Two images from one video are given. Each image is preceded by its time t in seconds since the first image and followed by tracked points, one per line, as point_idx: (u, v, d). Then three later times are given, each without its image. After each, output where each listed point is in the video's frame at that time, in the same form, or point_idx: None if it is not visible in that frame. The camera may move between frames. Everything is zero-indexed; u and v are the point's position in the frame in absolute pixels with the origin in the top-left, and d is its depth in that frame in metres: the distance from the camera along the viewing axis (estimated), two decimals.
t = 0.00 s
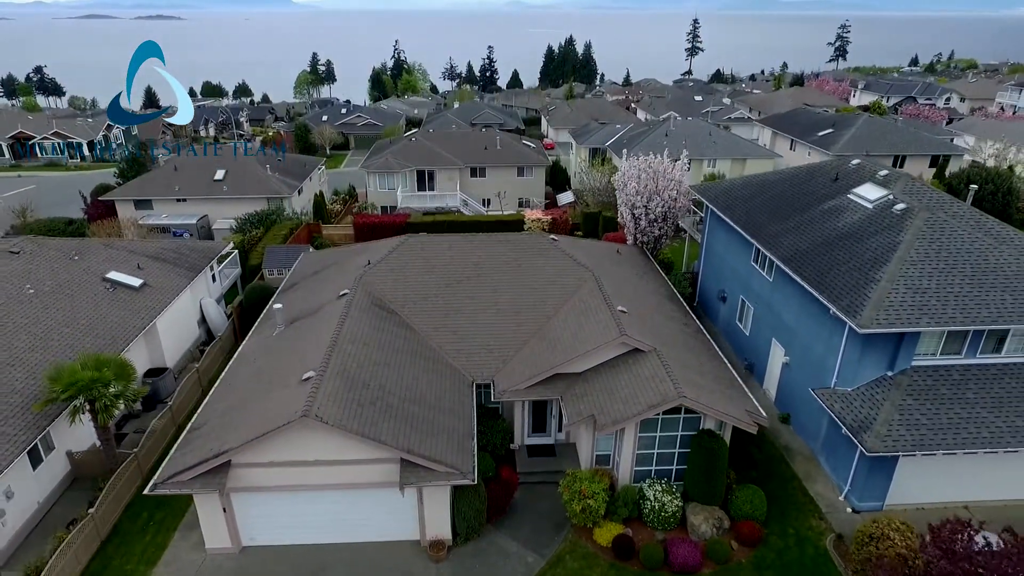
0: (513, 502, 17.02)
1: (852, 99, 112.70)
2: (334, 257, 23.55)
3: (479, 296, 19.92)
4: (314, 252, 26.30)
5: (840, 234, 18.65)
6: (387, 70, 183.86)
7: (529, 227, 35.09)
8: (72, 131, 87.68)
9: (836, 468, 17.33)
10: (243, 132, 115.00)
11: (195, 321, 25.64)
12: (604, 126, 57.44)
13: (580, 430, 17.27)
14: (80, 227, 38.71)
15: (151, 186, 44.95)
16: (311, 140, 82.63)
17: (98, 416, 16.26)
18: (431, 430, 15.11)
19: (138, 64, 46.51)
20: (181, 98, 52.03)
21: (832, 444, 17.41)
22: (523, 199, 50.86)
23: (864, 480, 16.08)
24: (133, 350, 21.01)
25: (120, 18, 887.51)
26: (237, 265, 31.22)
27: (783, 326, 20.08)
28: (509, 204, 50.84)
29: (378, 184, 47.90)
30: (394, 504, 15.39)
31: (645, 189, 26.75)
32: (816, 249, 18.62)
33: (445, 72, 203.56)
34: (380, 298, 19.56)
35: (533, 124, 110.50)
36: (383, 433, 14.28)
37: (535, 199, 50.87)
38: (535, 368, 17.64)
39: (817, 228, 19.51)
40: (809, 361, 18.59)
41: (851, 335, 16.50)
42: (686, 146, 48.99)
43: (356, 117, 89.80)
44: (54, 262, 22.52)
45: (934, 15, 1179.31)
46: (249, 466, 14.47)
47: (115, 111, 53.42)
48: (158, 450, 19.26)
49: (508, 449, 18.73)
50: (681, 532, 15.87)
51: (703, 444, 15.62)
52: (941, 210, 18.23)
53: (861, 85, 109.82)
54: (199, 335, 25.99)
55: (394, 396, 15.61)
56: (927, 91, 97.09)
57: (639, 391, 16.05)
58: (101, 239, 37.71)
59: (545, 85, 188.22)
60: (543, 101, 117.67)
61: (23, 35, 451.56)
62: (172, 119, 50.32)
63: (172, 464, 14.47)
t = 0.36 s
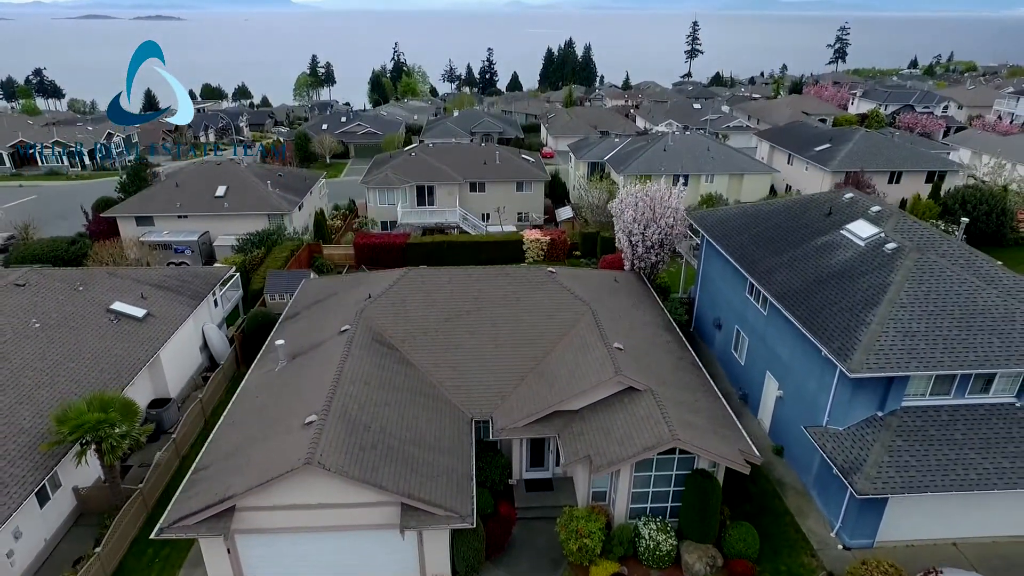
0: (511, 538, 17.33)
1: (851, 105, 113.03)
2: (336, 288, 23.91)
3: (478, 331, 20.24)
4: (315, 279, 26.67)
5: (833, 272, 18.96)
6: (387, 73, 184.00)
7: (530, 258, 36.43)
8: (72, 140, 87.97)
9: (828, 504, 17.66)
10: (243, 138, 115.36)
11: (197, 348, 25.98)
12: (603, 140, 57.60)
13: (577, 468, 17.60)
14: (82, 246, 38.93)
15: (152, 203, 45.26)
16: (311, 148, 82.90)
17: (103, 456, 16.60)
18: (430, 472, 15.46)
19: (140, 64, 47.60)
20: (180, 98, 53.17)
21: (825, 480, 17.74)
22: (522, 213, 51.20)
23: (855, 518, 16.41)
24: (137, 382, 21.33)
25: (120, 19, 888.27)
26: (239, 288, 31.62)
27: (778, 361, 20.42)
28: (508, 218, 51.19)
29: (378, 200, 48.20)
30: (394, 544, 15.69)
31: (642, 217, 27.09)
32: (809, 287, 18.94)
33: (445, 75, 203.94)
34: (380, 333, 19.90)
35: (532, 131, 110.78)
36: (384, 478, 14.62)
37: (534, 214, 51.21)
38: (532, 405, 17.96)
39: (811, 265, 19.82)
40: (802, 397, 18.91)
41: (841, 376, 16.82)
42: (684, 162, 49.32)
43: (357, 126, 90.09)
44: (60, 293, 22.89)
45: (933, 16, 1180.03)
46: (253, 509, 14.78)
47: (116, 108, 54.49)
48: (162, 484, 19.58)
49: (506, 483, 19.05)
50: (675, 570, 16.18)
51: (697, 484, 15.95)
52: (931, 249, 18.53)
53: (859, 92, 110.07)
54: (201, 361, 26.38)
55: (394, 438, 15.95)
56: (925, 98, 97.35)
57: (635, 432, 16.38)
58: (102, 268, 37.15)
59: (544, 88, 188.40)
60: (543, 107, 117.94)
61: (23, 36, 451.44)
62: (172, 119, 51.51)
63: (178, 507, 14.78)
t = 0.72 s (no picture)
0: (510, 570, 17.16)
1: (850, 109, 113.02)
2: (334, 310, 23.78)
3: (476, 356, 20.10)
4: (314, 298, 26.55)
5: (834, 299, 18.85)
6: (387, 75, 183.78)
7: (529, 272, 36.45)
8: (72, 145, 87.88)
9: (829, 534, 17.52)
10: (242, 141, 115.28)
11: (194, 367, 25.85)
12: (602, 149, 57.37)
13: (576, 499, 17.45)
14: (80, 260, 38.80)
15: (150, 214, 45.07)
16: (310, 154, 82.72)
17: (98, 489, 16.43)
18: (427, 507, 15.32)
19: (142, 64, 48.04)
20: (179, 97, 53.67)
21: (825, 511, 17.59)
22: (521, 223, 51.08)
23: (855, 551, 16.28)
24: (133, 407, 21.16)
25: (119, 20, 888.69)
26: (237, 303, 31.52)
27: (778, 386, 20.31)
28: (507, 228, 51.08)
29: (377, 210, 48.07)
30: None
31: (642, 236, 26.95)
32: (810, 314, 18.82)
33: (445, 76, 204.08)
34: (378, 359, 19.77)
35: (532, 135, 110.63)
36: (380, 515, 14.48)
37: (533, 223, 51.09)
38: (531, 435, 17.80)
39: (812, 290, 19.70)
40: (803, 425, 18.78)
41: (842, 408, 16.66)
42: (684, 172, 49.19)
43: (356, 131, 89.88)
44: (55, 315, 22.75)
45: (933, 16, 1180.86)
46: (249, 546, 14.60)
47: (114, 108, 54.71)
48: (158, 511, 19.41)
49: (505, 512, 18.88)
50: None
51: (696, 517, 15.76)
52: (933, 276, 18.40)
53: (859, 97, 110.02)
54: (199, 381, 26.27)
55: (390, 472, 15.80)
56: (925, 104, 97.30)
57: (634, 464, 16.26)
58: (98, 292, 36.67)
59: (544, 90, 188.23)
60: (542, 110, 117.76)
61: (22, 37, 450.90)
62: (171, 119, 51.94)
63: (172, 545, 14.61)
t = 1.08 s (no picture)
0: None
1: (851, 112, 112.58)
2: (328, 325, 23.11)
3: (474, 375, 19.44)
4: (308, 311, 25.91)
5: (844, 316, 18.20)
6: (385, 76, 183.12)
7: (529, 281, 35.80)
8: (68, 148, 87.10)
9: (840, 562, 16.84)
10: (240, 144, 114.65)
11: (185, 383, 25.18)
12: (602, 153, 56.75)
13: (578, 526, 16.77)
14: (71, 268, 38.11)
15: (144, 220, 44.36)
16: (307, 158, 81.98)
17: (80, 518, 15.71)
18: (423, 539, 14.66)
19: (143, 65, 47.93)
20: (178, 96, 53.70)
21: (837, 538, 16.91)
22: (520, 229, 50.40)
23: None
24: (121, 426, 20.48)
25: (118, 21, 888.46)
26: (230, 314, 30.89)
27: (786, 405, 19.69)
28: (506, 234, 50.43)
29: (374, 216, 47.40)
30: None
31: (644, 247, 26.30)
32: (820, 333, 18.17)
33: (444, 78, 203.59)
34: (372, 379, 19.10)
35: (531, 137, 110.04)
36: (373, 549, 13.82)
37: (533, 229, 50.43)
38: (532, 458, 17.13)
39: (821, 307, 19.06)
40: (812, 447, 18.13)
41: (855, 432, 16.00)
42: (685, 177, 48.57)
43: (354, 134, 89.21)
44: (40, 331, 22.07)
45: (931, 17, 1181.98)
46: None
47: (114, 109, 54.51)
48: (144, 537, 18.70)
49: (504, 538, 18.19)
50: None
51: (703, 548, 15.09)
52: (947, 293, 17.74)
53: (860, 99, 109.52)
54: (191, 396, 25.61)
55: (384, 501, 15.13)
56: (926, 106, 96.82)
57: (639, 491, 15.60)
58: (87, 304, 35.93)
59: (543, 91, 187.70)
60: (542, 113, 117.15)
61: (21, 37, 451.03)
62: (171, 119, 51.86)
63: None
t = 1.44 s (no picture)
0: None
1: (851, 113, 111.93)
2: (321, 342, 22.19)
3: (472, 396, 18.53)
4: (300, 325, 24.99)
5: (861, 335, 17.31)
6: (383, 76, 182.05)
7: (528, 290, 34.94)
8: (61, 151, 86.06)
9: None
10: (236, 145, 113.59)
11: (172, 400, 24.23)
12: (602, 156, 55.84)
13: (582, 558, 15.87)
14: (57, 277, 37.11)
15: (135, 226, 43.36)
16: (304, 160, 80.92)
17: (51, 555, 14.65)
18: None
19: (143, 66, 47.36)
20: (178, 96, 53.15)
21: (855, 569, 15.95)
22: (519, 234, 49.50)
23: None
24: (101, 447, 19.52)
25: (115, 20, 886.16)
26: (221, 325, 29.94)
27: (799, 426, 18.79)
28: (505, 239, 49.55)
29: (370, 221, 46.44)
30: None
31: (648, 257, 25.41)
32: (835, 352, 17.28)
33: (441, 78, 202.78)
34: (366, 400, 18.19)
35: (530, 139, 109.07)
36: None
37: (532, 234, 49.55)
38: (533, 485, 16.22)
39: (835, 324, 18.19)
40: (828, 472, 17.23)
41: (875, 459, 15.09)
42: (687, 181, 47.69)
43: (351, 136, 88.15)
44: (19, 348, 21.15)
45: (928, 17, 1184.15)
46: None
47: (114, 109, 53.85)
48: (125, 567, 17.73)
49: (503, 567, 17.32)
50: None
51: None
52: (968, 310, 16.83)
53: (861, 100, 108.78)
54: (178, 412, 24.68)
55: (376, 537, 14.22)
56: (928, 107, 96.15)
57: (647, 523, 14.69)
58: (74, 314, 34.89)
59: (542, 92, 186.78)
60: (540, 114, 116.24)
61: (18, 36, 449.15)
62: (171, 119, 51.26)
63: None
